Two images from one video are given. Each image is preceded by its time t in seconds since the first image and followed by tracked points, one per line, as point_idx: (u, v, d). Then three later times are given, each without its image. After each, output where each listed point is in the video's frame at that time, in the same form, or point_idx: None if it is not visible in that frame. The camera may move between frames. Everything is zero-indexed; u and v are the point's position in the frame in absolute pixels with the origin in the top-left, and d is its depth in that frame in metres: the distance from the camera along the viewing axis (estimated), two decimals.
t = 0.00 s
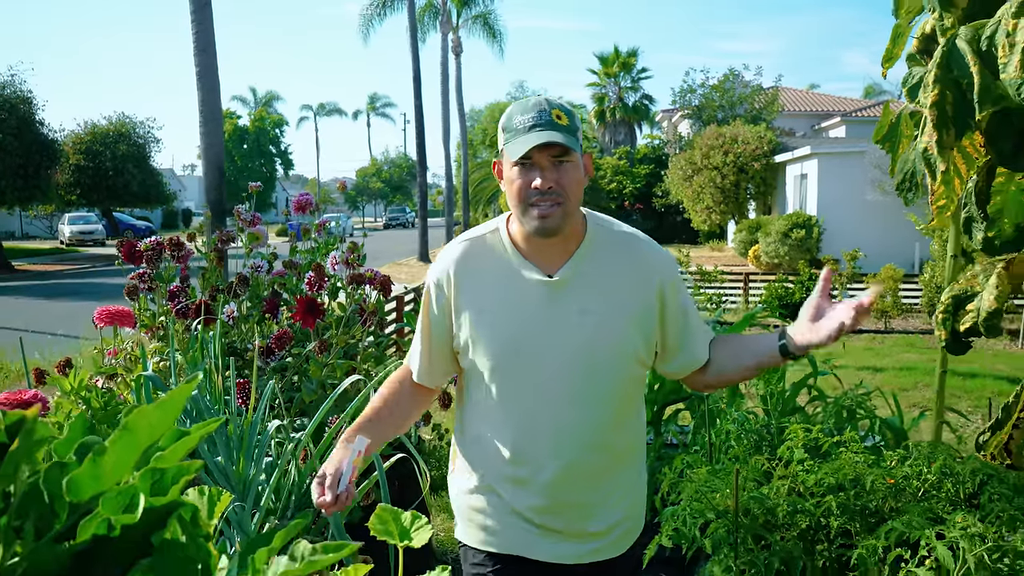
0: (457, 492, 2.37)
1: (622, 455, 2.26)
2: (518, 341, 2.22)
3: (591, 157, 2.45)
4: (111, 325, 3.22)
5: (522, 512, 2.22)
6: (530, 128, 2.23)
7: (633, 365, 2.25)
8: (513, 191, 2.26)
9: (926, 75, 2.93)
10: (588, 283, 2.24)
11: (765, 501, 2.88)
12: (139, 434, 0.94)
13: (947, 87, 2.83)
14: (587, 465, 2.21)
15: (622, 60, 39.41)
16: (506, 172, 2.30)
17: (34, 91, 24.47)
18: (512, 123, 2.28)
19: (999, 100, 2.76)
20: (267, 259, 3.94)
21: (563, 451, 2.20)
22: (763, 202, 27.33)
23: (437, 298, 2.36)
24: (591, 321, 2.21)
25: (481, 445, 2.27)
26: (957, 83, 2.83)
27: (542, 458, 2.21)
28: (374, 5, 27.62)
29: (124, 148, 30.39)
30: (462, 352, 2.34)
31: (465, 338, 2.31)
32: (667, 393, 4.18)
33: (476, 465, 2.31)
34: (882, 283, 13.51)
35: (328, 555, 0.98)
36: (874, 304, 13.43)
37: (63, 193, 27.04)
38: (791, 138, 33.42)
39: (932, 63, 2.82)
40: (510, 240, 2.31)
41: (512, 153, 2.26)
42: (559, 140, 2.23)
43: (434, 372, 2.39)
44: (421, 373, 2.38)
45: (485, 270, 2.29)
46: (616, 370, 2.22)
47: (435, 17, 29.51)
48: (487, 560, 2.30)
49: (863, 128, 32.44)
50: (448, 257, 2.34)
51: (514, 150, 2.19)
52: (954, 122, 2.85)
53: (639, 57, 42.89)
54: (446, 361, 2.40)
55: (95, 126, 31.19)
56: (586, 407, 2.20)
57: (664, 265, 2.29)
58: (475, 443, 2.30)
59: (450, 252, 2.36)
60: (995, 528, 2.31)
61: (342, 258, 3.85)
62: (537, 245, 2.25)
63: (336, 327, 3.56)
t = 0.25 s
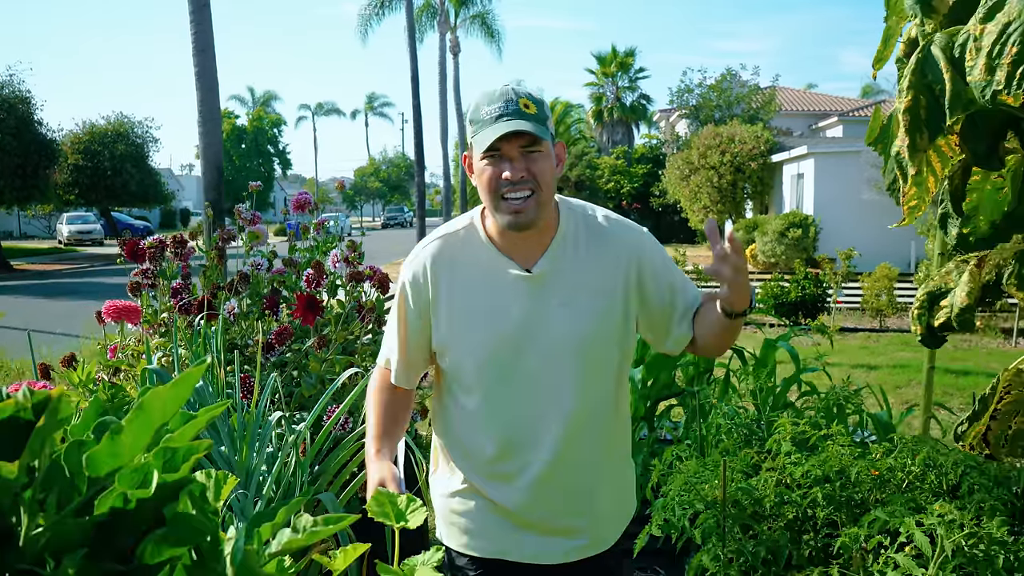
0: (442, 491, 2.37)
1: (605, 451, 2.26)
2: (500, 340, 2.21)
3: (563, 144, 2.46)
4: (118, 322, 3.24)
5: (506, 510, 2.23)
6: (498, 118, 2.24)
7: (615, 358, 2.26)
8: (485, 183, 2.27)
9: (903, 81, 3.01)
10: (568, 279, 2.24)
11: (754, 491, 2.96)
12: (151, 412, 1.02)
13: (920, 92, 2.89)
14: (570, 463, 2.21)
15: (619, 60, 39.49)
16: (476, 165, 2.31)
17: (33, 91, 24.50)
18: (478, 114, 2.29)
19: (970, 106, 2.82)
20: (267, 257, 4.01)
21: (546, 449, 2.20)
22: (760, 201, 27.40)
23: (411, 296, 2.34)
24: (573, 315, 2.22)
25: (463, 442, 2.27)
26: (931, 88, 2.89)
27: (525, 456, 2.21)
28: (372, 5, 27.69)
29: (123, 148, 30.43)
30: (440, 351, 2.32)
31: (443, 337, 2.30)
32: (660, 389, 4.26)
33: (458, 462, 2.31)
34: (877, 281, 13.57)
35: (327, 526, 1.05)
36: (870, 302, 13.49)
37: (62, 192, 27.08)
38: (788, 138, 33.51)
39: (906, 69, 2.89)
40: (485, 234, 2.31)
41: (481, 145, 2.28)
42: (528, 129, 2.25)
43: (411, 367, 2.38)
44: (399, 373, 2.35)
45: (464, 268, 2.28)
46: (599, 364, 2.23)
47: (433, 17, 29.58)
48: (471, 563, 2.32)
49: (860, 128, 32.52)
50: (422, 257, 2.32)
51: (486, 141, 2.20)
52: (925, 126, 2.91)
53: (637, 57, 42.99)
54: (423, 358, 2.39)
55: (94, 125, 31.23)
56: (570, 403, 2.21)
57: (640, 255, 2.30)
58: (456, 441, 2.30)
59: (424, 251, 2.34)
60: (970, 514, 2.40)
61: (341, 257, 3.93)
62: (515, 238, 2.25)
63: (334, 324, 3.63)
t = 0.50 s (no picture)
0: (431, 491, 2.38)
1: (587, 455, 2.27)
2: (483, 350, 2.20)
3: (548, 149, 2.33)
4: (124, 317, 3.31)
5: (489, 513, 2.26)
6: (465, 130, 2.15)
7: (599, 367, 2.25)
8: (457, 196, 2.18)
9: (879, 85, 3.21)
10: (553, 287, 2.20)
11: (743, 483, 3.04)
12: (166, 398, 1.09)
13: (899, 94, 3.10)
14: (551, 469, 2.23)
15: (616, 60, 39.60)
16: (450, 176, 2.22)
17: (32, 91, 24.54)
18: (448, 125, 2.20)
19: (945, 108, 3.07)
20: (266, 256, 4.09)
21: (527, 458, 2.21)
22: (757, 201, 27.50)
23: (396, 299, 2.28)
24: (555, 325, 2.19)
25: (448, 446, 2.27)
26: (908, 90, 3.11)
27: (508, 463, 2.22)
28: (370, 5, 27.77)
29: (121, 148, 30.47)
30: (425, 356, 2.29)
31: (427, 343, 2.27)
32: (651, 384, 4.35)
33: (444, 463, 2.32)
34: (872, 281, 13.67)
35: (331, 502, 1.13)
36: (865, 301, 13.58)
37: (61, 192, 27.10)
38: (785, 138, 33.62)
39: (886, 72, 3.11)
40: (467, 240, 2.24)
41: (450, 157, 2.18)
42: (494, 139, 2.13)
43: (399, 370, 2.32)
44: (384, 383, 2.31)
45: (446, 272, 2.24)
46: (583, 373, 2.22)
47: (430, 17, 29.66)
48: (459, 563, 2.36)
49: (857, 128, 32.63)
50: (406, 259, 2.28)
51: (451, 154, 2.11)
52: (905, 127, 3.11)
53: (634, 57, 43.10)
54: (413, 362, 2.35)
55: (92, 126, 31.26)
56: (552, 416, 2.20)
57: (627, 259, 2.24)
58: (441, 443, 2.31)
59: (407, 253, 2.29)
60: (947, 503, 2.55)
61: (339, 255, 4.01)
62: (495, 247, 2.19)
63: (334, 322, 3.73)
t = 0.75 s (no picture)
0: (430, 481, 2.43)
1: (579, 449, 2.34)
2: (482, 345, 2.26)
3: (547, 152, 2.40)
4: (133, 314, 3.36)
5: (484, 506, 2.32)
6: (479, 130, 2.21)
7: (594, 363, 2.32)
8: (466, 193, 2.24)
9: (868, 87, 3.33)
10: (550, 284, 2.27)
11: (736, 477, 3.09)
12: (183, 383, 1.15)
13: (885, 95, 3.22)
14: (545, 462, 2.29)
15: (615, 60, 39.63)
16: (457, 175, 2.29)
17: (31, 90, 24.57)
18: (458, 124, 2.27)
19: (929, 110, 3.18)
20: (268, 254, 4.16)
21: (522, 452, 2.27)
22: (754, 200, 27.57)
23: (396, 294, 2.35)
24: (552, 321, 2.26)
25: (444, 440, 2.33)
26: (894, 92, 3.22)
27: (503, 456, 2.28)
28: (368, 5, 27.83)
29: (120, 147, 30.50)
30: (423, 352, 2.35)
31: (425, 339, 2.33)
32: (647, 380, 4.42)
33: (441, 458, 2.38)
34: (868, 280, 13.75)
35: (339, 484, 1.21)
36: (861, 301, 13.67)
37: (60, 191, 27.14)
38: (782, 138, 33.69)
39: (873, 74, 3.22)
40: (467, 239, 2.31)
41: (462, 155, 2.25)
42: (504, 141, 2.20)
43: (398, 364, 2.42)
44: (382, 373, 2.41)
45: (444, 270, 2.30)
46: (578, 368, 2.29)
47: (428, 17, 29.73)
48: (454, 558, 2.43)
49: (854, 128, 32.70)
50: (406, 256, 2.34)
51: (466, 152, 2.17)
52: (891, 127, 3.24)
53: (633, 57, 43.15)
54: (411, 356, 2.44)
55: (91, 125, 31.30)
56: (549, 409, 2.27)
57: (622, 259, 2.33)
58: (440, 438, 2.37)
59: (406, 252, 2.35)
60: (934, 494, 2.61)
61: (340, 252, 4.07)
62: (495, 246, 2.26)
63: (336, 318, 3.80)
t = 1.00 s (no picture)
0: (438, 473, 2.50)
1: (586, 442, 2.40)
2: (487, 339, 2.32)
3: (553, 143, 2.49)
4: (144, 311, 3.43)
5: (489, 499, 2.39)
6: (490, 116, 2.27)
7: (598, 356, 2.39)
8: (475, 183, 2.30)
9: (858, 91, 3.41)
10: (554, 278, 2.34)
11: (732, 470, 3.18)
12: (205, 370, 1.23)
13: (872, 99, 3.29)
14: (549, 455, 2.35)
15: (613, 60, 39.67)
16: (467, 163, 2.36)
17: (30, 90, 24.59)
18: (469, 115, 2.33)
19: (915, 113, 3.24)
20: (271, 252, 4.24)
21: (527, 443, 2.34)
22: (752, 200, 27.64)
23: (404, 286, 2.43)
24: (557, 315, 2.33)
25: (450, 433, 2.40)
26: (882, 96, 3.30)
27: (507, 448, 2.35)
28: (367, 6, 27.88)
29: (119, 147, 30.53)
30: (430, 344, 2.42)
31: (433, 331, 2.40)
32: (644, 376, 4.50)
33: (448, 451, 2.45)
34: (865, 280, 13.83)
35: (351, 467, 1.27)
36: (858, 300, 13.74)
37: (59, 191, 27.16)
38: (780, 137, 33.74)
39: (861, 79, 3.30)
40: (474, 231, 2.38)
41: (470, 143, 2.31)
42: (515, 128, 2.28)
43: (406, 357, 2.49)
44: (392, 366, 2.47)
45: (452, 263, 2.37)
46: (582, 361, 2.35)
47: (427, 17, 29.77)
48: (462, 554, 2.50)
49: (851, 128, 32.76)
50: (413, 250, 2.41)
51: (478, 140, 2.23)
52: (879, 131, 3.31)
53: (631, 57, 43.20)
54: (419, 347, 2.50)
55: (90, 125, 31.33)
56: (552, 401, 2.33)
57: (626, 255, 2.39)
58: (448, 431, 2.44)
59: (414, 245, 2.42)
60: (923, 485, 2.72)
61: (342, 250, 4.15)
62: (503, 236, 2.34)
63: (339, 315, 3.89)
